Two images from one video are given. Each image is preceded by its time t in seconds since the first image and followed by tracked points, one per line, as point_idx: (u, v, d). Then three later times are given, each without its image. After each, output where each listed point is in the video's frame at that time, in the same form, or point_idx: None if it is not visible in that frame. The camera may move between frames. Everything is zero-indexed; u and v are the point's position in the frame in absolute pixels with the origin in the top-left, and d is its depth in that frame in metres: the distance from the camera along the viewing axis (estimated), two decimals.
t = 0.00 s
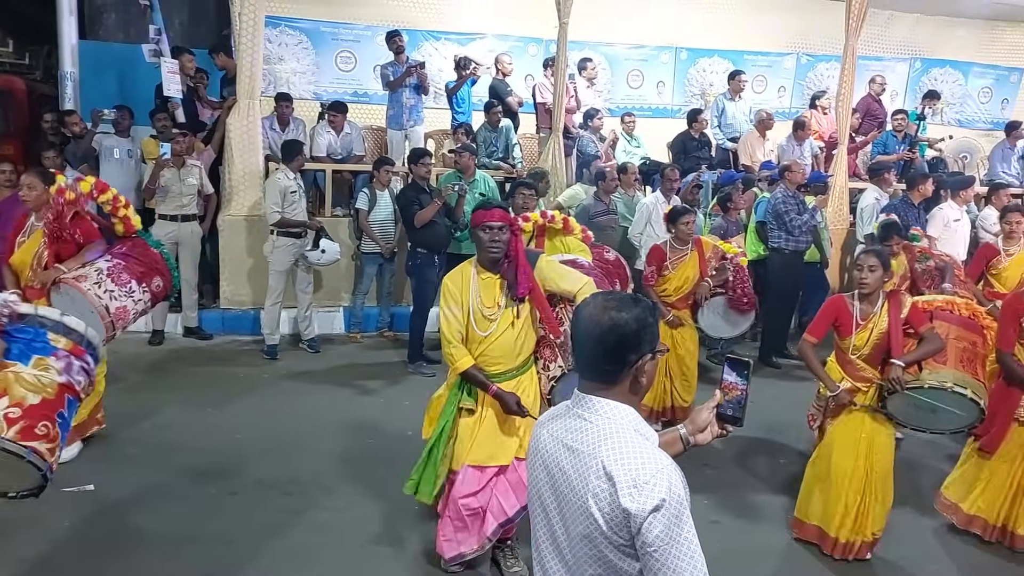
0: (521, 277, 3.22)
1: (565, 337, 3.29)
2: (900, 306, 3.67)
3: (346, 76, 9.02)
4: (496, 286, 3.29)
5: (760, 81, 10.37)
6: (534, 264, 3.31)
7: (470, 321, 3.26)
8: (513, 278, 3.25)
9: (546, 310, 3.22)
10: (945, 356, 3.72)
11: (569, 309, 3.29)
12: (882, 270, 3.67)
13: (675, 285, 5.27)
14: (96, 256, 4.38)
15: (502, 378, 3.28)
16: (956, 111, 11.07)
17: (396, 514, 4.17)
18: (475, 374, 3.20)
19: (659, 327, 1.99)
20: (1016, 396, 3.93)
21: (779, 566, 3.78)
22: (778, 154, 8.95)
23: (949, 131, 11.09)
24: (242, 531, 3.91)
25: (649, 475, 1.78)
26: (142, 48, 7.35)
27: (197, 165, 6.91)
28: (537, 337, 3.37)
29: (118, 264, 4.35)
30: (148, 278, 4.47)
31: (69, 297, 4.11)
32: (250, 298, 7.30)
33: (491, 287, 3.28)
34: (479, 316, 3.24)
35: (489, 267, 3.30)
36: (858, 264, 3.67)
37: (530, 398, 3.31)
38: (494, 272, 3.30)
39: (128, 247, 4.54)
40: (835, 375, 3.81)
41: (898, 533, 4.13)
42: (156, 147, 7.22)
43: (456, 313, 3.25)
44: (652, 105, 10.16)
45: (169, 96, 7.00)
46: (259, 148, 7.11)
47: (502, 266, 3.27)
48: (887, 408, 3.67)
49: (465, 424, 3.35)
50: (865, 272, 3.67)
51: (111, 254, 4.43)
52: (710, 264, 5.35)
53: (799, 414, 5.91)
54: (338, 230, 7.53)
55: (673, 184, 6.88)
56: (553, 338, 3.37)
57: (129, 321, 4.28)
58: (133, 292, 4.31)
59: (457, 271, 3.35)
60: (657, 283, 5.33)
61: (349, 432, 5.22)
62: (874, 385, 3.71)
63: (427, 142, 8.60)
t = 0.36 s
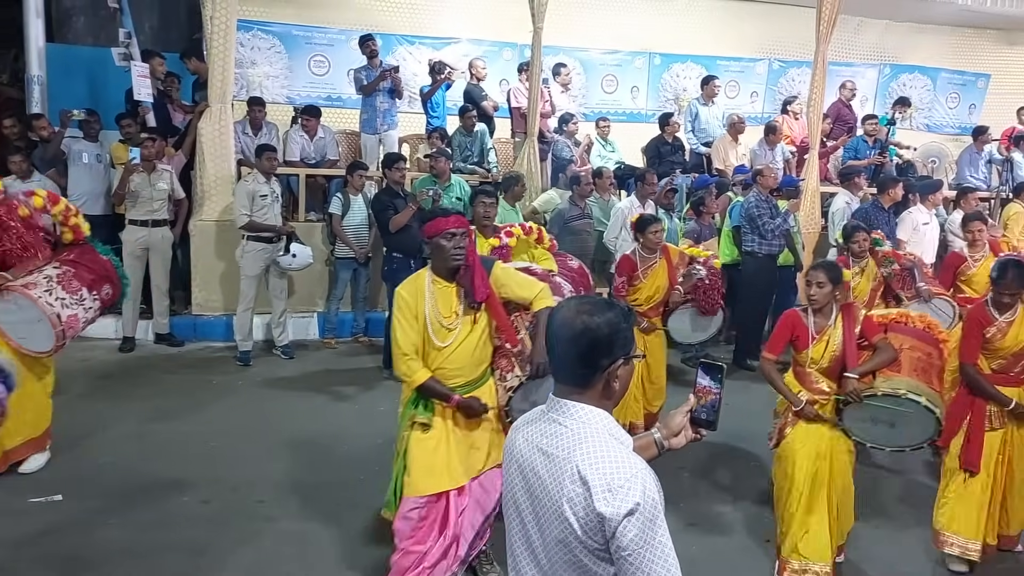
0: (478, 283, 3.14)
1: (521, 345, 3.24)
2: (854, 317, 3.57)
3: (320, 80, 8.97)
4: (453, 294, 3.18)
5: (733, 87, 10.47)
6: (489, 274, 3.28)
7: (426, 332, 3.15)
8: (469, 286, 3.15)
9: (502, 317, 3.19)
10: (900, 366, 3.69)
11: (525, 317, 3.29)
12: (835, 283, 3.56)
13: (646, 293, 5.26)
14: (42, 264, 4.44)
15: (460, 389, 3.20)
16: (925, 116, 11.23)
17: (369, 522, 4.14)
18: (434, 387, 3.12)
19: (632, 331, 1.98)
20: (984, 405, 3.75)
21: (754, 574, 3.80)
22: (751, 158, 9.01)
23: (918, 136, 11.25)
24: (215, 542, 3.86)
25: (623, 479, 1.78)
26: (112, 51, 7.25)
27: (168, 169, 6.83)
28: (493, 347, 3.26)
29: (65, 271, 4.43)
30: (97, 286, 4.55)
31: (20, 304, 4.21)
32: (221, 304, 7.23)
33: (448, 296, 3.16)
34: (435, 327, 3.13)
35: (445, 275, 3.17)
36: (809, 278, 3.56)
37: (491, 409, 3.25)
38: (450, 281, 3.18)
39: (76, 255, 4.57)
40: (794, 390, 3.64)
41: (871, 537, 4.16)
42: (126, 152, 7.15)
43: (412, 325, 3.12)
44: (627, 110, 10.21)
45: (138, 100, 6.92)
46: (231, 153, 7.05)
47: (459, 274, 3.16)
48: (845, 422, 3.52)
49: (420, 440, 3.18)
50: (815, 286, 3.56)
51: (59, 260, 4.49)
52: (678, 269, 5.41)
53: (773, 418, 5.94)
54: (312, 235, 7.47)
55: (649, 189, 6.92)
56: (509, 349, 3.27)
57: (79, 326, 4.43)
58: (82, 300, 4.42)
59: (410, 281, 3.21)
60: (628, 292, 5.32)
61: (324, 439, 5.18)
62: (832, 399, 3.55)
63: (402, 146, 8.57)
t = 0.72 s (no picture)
0: (416, 288, 3.02)
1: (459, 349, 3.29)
2: (804, 318, 3.60)
3: (285, 84, 8.90)
4: (389, 301, 3.02)
5: (699, 92, 10.57)
6: (426, 277, 3.19)
7: (359, 340, 3.00)
8: (406, 292, 3.01)
9: (441, 322, 3.14)
10: (846, 370, 3.58)
11: (462, 321, 3.40)
12: (781, 280, 3.60)
13: (603, 299, 5.27)
14: None
15: (396, 397, 3.05)
16: (886, 121, 11.43)
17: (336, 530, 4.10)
18: (370, 397, 2.96)
19: (598, 336, 1.98)
20: (936, 405, 3.69)
21: None
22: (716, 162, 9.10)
23: (880, 140, 11.44)
24: (182, 553, 3.79)
25: (590, 483, 1.78)
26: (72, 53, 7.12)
27: (130, 173, 6.72)
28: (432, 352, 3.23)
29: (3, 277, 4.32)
30: (35, 293, 4.45)
31: None
32: (185, 310, 7.11)
33: (384, 302, 3.01)
34: (368, 336, 2.99)
35: (380, 280, 3.02)
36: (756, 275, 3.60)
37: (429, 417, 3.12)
38: (384, 286, 3.03)
39: (12, 261, 4.45)
40: (743, 388, 3.66)
41: (838, 538, 4.21)
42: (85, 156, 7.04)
43: (345, 334, 2.97)
44: (594, 115, 10.25)
45: (100, 103, 6.80)
46: (195, 156, 6.96)
47: (396, 279, 3.01)
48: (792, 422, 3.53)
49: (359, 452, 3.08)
50: (761, 284, 3.59)
51: None
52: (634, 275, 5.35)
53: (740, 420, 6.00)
54: (278, 239, 7.39)
55: (618, 193, 6.95)
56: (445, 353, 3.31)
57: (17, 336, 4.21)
58: (20, 307, 4.28)
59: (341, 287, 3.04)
60: (586, 297, 5.32)
61: (290, 446, 5.12)
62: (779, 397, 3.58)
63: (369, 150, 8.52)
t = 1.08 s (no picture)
0: (371, 292, 3.07)
1: (418, 351, 3.28)
2: (768, 322, 3.60)
3: (261, 86, 8.84)
4: (344, 305, 3.05)
5: (676, 93, 10.63)
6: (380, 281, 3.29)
7: (317, 345, 3.02)
8: (362, 295, 3.06)
9: (397, 324, 3.19)
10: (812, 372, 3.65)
11: (417, 322, 3.38)
12: (741, 286, 3.59)
13: (577, 302, 5.26)
14: None
15: (355, 401, 3.10)
16: (861, 122, 11.55)
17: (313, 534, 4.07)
18: (329, 401, 2.99)
19: (574, 338, 1.98)
20: (903, 411, 3.69)
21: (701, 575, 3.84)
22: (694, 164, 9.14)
23: (855, 141, 11.56)
24: (157, 559, 3.75)
25: (566, 487, 1.77)
26: (44, 55, 7.03)
27: (103, 176, 6.64)
28: (389, 354, 3.27)
29: None
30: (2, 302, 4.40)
31: None
32: (162, 314, 7.05)
33: (340, 307, 3.04)
34: (326, 339, 3.01)
35: (334, 284, 3.05)
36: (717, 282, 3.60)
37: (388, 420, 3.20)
38: (339, 289, 3.06)
39: None
40: (709, 393, 3.70)
41: (814, 538, 4.24)
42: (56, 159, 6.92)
43: (302, 339, 2.98)
44: (573, 117, 10.28)
45: (72, 106, 6.72)
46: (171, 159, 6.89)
47: (351, 282, 3.05)
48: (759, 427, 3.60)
49: (317, 458, 3.06)
50: (722, 291, 3.59)
51: None
52: (606, 276, 5.38)
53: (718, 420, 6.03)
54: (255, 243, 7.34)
55: (597, 196, 6.99)
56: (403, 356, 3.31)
57: None
58: None
59: (295, 291, 3.04)
60: (559, 301, 5.31)
61: (267, 450, 5.08)
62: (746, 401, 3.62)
63: (346, 152, 8.48)
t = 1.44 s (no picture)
0: (308, 303, 3.04)
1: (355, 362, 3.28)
2: (709, 329, 3.63)
3: (222, 88, 8.73)
4: (280, 315, 3.01)
5: (641, 95, 10.69)
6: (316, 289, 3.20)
7: (250, 358, 2.96)
8: (298, 305, 3.02)
9: (334, 335, 3.20)
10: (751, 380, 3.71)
11: (351, 334, 3.37)
12: (685, 290, 3.59)
13: (529, 306, 5.31)
14: None
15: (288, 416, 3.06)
16: (822, 124, 11.72)
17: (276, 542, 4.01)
18: (264, 417, 2.93)
19: (535, 340, 1.97)
20: (853, 416, 3.69)
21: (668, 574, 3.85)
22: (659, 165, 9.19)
23: (816, 142, 11.72)
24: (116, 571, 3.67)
25: (531, 488, 1.77)
26: None
27: (60, 181, 6.51)
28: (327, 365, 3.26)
29: None
30: None
31: None
32: (123, 320, 6.93)
33: (276, 317, 2.99)
34: (260, 352, 2.96)
35: (269, 294, 3.01)
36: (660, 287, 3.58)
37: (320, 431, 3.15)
38: (274, 300, 3.01)
39: None
40: (647, 400, 3.68)
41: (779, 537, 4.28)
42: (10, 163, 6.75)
43: (235, 352, 2.91)
44: (539, 118, 10.29)
45: (27, 109, 6.58)
46: (129, 163, 6.77)
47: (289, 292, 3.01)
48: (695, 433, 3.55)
49: (247, 478, 3.03)
50: (665, 295, 3.58)
51: None
52: (557, 283, 5.42)
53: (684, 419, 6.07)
54: (218, 247, 7.24)
55: (563, 198, 7.03)
56: (339, 367, 3.29)
57: None
58: None
59: (229, 301, 2.98)
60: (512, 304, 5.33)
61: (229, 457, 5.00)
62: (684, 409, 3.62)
63: (310, 155, 8.41)
